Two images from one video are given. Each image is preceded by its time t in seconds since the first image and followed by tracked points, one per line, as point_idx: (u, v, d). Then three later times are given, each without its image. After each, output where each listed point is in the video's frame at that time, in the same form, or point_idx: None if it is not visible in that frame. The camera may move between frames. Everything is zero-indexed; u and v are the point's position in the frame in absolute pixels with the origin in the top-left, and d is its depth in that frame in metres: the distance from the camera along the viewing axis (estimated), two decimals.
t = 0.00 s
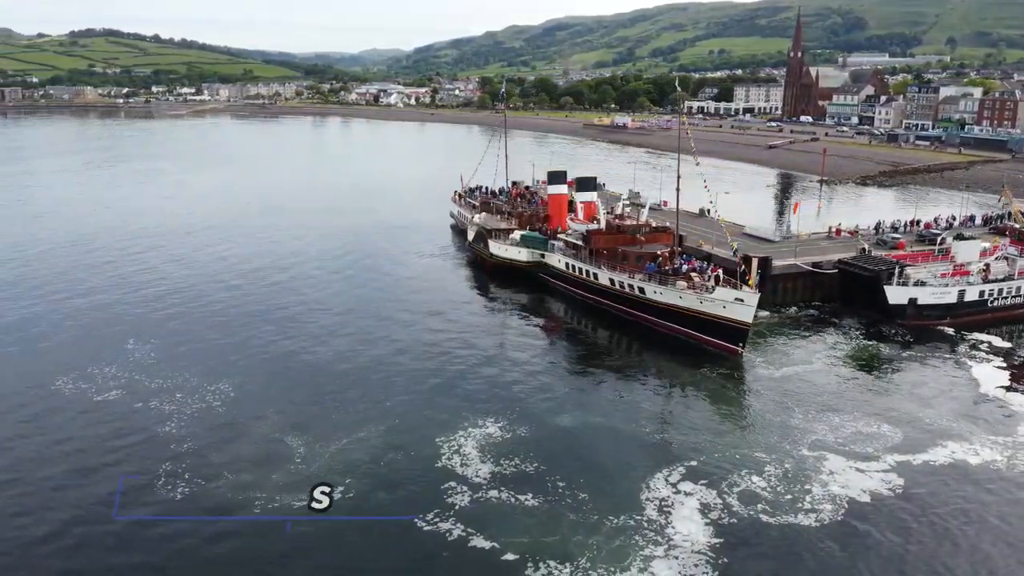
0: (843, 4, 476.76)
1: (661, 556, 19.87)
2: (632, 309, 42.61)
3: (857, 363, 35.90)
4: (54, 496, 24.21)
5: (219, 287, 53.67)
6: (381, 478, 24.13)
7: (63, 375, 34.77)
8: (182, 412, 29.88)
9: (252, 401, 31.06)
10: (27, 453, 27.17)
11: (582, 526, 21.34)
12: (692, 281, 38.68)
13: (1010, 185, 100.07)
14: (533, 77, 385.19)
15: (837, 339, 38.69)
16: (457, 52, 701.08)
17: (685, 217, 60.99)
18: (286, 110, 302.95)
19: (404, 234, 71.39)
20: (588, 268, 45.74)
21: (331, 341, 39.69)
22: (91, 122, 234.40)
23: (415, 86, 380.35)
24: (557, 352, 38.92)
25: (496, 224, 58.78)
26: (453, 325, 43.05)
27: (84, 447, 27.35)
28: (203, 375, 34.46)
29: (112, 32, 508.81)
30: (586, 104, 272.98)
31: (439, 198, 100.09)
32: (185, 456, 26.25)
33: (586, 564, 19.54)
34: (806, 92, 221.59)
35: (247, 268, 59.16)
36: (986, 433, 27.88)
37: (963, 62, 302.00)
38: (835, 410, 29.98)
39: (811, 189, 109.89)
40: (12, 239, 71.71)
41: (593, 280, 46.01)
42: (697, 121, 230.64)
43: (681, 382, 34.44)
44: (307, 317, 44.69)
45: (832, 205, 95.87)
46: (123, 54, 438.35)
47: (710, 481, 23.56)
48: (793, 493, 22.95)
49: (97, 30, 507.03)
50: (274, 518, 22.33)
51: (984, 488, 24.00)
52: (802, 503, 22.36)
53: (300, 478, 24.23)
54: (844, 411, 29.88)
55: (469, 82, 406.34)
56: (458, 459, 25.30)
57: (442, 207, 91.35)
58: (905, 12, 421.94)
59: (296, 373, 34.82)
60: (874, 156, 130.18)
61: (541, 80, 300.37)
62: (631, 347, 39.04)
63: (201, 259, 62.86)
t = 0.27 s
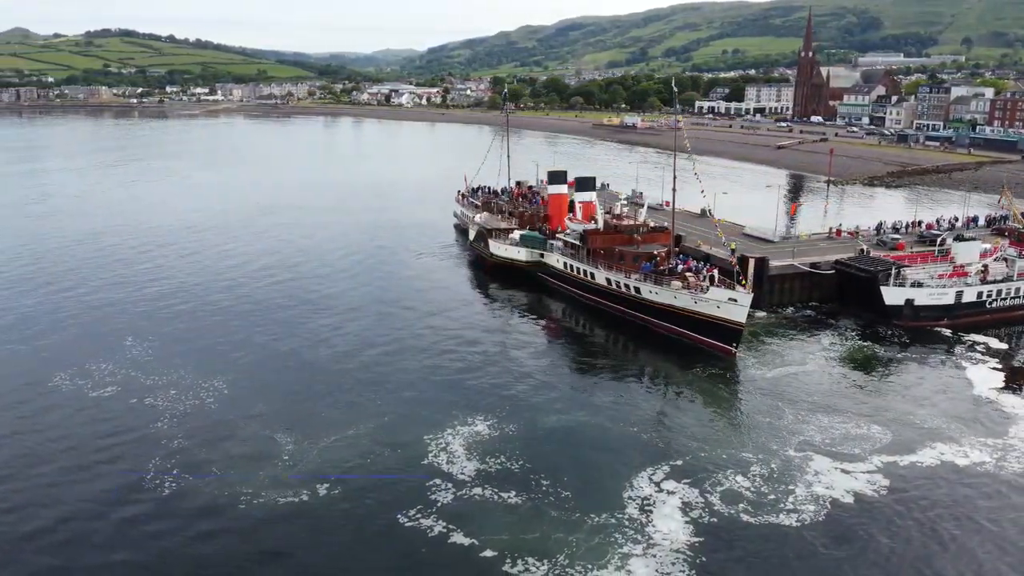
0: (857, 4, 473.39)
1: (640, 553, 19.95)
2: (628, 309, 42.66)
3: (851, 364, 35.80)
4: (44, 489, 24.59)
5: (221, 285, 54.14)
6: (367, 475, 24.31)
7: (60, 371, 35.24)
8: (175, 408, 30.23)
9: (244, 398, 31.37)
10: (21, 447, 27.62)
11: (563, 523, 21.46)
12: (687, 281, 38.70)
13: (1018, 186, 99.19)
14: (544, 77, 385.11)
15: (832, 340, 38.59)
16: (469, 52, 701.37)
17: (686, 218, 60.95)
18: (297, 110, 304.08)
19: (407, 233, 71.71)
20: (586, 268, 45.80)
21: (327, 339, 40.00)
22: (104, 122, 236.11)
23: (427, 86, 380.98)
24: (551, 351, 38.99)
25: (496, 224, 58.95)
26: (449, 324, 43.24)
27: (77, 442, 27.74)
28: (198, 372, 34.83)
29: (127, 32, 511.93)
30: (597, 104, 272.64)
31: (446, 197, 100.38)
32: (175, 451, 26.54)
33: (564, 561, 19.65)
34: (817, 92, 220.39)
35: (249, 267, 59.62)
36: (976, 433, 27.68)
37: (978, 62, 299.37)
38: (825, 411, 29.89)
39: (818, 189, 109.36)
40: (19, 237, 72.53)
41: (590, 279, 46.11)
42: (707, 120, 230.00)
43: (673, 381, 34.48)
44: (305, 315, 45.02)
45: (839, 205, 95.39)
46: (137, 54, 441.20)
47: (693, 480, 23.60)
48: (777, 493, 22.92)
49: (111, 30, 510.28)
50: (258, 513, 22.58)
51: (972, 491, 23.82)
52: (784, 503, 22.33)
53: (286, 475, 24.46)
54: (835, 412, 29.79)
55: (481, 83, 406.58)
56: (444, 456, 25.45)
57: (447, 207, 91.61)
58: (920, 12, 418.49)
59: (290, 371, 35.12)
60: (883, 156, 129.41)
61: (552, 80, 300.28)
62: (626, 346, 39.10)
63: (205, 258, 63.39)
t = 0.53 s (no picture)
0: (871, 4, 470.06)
1: (618, 552, 20.00)
2: (624, 309, 42.73)
3: (845, 365, 35.70)
4: (35, 483, 25.01)
5: (222, 283, 54.61)
6: (353, 472, 24.52)
7: (59, 367, 35.75)
8: (168, 405, 30.59)
9: (237, 395, 31.71)
10: (16, 442, 28.08)
11: (544, 520, 21.55)
12: (682, 281, 38.73)
13: None
14: (556, 78, 384.72)
15: (828, 341, 38.50)
16: (481, 52, 701.55)
17: (686, 219, 60.92)
18: (309, 110, 305.47)
19: (410, 233, 72.00)
20: (583, 268, 45.90)
21: (323, 338, 40.33)
22: (118, 122, 238.03)
23: (438, 86, 381.43)
24: (545, 350, 39.10)
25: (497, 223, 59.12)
26: (445, 322, 43.46)
27: (70, 438, 28.15)
28: (194, 369, 35.22)
29: (142, 32, 515.42)
30: (607, 104, 272.08)
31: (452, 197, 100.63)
32: (165, 447, 26.87)
33: (542, 558, 19.75)
34: (828, 93, 219.25)
35: (252, 266, 60.11)
36: (966, 436, 27.50)
37: (993, 62, 296.54)
38: (816, 412, 29.83)
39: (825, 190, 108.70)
40: (28, 235, 73.38)
41: (587, 279, 46.23)
42: (717, 120, 229.26)
43: (665, 381, 34.52)
44: (302, 314, 45.38)
45: (845, 206, 95.06)
46: (153, 54, 444.29)
47: (677, 479, 23.64)
48: (760, 494, 22.89)
49: (127, 30, 513.99)
50: (243, 509, 22.81)
51: (958, 493, 23.72)
52: (766, 504, 22.30)
53: (273, 472, 24.70)
54: (825, 413, 29.72)
55: (492, 83, 406.62)
56: (430, 454, 25.61)
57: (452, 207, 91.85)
58: (936, 12, 415.04)
59: (284, 368, 35.45)
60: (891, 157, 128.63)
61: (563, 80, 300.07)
62: (620, 346, 39.19)
63: (208, 257, 63.96)
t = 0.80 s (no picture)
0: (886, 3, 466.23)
1: (596, 550, 20.09)
2: (620, 309, 42.80)
3: (840, 364, 35.60)
4: (27, 478, 25.50)
5: (223, 282, 55.15)
6: (338, 469, 24.78)
7: (58, 362, 36.35)
8: (160, 402, 30.99)
9: (230, 392, 32.15)
10: (10, 437, 28.60)
11: (525, 518, 21.69)
12: (677, 281, 38.75)
13: None
14: (567, 78, 383.92)
15: (823, 341, 38.39)
16: (494, 52, 701.39)
17: (688, 219, 60.87)
18: (321, 109, 306.62)
19: (413, 233, 72.32)
20: (580, 267, 45.97)
21: (318, 336, 40.66)
22: (130, 121, 239.86)
23: (450, 86, 381.54)
24: (539, 348, 39.24)
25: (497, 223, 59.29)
26: (441, 320, 43.71)
27: (63, 432, 28.65)
28: (189, 366, 35.65)
29: (157, 32, 518.67)
30: (618, 104, 271.42)
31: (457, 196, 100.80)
32: (156, 443, 27.30)
33: (520, 555, 19.86)
34: (839, 93, 217.91)
35: (253, 265, 60.63)
36: (955, 438, 27.38)
37: (1008, 62, 293.64)
38: (806, 412, 29.77)
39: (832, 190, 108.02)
40: (36, 233, 74.25)
41: (585, 279, 46.34)
42: (727, 120, 228.41)
43: (657, 380, 34.62)
44: (300, 313, 45.80)
45: (851, 206, 94.55)
46: (167, 54, 447.15)
47: (661, 479, 23.72)
48: (743, 493, 22.92)
49: (141, 30, 517.39)
50: (228, 504, 23.13)
51: (943, 495, 23.62)
52: (749, 503, 22.31)
53: (259, 467, 25.00)
54: (815, 413, 29.65)
55: (504, 83, 406.33)
56: (418, 452, 25.78)
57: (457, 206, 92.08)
58: (952, 12, 411.34)
59: (278, 366, 35.85)
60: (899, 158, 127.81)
61: (574, 80, 299.62)
62: (616, 345, 39.30)
63: (212, 255, 64.54)
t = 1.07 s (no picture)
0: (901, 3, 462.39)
1: (575, 547, 20.22)
2: (617, 308, 42.90)
3: (835, 365, 35.54)
4: (21, 471, 25.95)
5: (225, 281, 55.65)
6: (325, 465, 25.02)
7: (57, 359, 36.92)
8: (155, 398, 31.40)
9: (224, 389, 32.51)
10: (7, 431, 29.09)
11: (507, 515, 21.84)
12: (672, 281, 38.84)
13: None
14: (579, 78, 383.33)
15: (819, 342, 38.32)
16: (507, 52, 701.71)
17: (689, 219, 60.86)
18: (333, 109, 308.06)
19: (416, 233, 72.64)
20: (578, 267, 46.07)
21: (316, 334, 41.01)
22: (145, 121, 242.04)
23: (461, 87, 381.74)
24: (534, 347, 39.40)
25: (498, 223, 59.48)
26: (438, 319, 43.98)
27: (57, 427, 29.11)
28: (185, 363, 36.09)
29: (172, 32, 522.55)
30: (628, 104, 270.90)
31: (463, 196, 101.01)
32: (147, 438, 27.67)
33: (499, 551, 20.02)
34: (850, 93, 216.61)
35: (257, 263, 61.15)
36: (945, 440, 27.25)
37: None
38: (796, 412, 29.72)
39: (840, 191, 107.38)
40: (46, 231, 75.34)
41: (582, 278, 46.46)
42: (737, 121, 227.54)
43: (650, 379, 34.70)
44: (299, 312, 46.19)
45: (858, 207, 94.08)
46: (182, 55, 450.44)
47: (645, 478, 23.80)
48: (726, 493, 22.98)
49: (157, 29, 521.31)
50: (214, 498, 23.45)
51: (927, 495, 23.57)
52: (731, 503, 22.35)
53: (248, 464, 25.30)
54: (805, 413, 29.59)
55: (515, 83, 405.96)
56: (405, 449, 25.97)
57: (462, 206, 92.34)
58: (967, 12, 407.60)
59: (273, 363, 36.21)
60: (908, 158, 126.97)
61: (585, 80, 299.20)
62: (611, 344, 39.40)
63: (216, 254, 65.13)
